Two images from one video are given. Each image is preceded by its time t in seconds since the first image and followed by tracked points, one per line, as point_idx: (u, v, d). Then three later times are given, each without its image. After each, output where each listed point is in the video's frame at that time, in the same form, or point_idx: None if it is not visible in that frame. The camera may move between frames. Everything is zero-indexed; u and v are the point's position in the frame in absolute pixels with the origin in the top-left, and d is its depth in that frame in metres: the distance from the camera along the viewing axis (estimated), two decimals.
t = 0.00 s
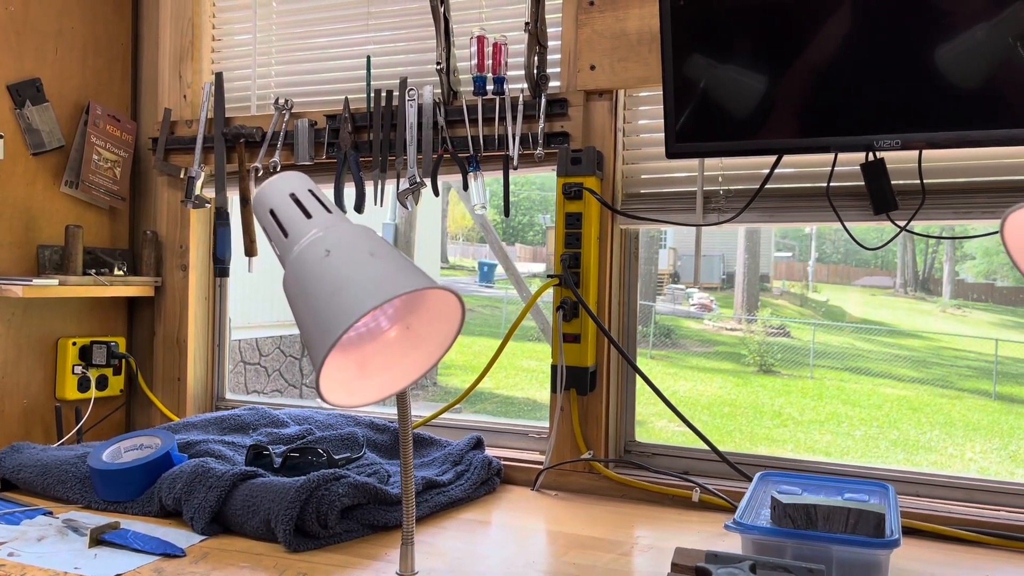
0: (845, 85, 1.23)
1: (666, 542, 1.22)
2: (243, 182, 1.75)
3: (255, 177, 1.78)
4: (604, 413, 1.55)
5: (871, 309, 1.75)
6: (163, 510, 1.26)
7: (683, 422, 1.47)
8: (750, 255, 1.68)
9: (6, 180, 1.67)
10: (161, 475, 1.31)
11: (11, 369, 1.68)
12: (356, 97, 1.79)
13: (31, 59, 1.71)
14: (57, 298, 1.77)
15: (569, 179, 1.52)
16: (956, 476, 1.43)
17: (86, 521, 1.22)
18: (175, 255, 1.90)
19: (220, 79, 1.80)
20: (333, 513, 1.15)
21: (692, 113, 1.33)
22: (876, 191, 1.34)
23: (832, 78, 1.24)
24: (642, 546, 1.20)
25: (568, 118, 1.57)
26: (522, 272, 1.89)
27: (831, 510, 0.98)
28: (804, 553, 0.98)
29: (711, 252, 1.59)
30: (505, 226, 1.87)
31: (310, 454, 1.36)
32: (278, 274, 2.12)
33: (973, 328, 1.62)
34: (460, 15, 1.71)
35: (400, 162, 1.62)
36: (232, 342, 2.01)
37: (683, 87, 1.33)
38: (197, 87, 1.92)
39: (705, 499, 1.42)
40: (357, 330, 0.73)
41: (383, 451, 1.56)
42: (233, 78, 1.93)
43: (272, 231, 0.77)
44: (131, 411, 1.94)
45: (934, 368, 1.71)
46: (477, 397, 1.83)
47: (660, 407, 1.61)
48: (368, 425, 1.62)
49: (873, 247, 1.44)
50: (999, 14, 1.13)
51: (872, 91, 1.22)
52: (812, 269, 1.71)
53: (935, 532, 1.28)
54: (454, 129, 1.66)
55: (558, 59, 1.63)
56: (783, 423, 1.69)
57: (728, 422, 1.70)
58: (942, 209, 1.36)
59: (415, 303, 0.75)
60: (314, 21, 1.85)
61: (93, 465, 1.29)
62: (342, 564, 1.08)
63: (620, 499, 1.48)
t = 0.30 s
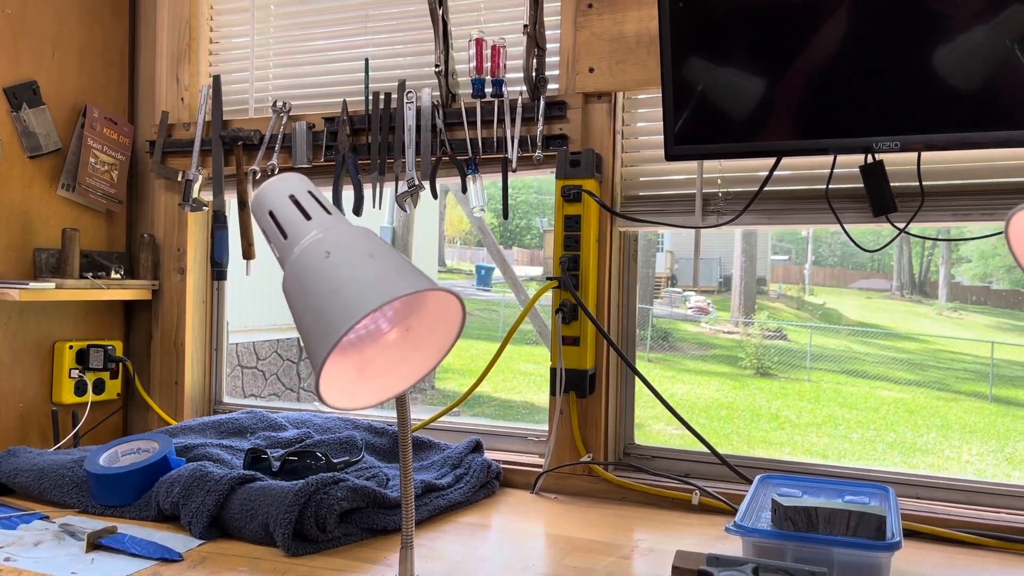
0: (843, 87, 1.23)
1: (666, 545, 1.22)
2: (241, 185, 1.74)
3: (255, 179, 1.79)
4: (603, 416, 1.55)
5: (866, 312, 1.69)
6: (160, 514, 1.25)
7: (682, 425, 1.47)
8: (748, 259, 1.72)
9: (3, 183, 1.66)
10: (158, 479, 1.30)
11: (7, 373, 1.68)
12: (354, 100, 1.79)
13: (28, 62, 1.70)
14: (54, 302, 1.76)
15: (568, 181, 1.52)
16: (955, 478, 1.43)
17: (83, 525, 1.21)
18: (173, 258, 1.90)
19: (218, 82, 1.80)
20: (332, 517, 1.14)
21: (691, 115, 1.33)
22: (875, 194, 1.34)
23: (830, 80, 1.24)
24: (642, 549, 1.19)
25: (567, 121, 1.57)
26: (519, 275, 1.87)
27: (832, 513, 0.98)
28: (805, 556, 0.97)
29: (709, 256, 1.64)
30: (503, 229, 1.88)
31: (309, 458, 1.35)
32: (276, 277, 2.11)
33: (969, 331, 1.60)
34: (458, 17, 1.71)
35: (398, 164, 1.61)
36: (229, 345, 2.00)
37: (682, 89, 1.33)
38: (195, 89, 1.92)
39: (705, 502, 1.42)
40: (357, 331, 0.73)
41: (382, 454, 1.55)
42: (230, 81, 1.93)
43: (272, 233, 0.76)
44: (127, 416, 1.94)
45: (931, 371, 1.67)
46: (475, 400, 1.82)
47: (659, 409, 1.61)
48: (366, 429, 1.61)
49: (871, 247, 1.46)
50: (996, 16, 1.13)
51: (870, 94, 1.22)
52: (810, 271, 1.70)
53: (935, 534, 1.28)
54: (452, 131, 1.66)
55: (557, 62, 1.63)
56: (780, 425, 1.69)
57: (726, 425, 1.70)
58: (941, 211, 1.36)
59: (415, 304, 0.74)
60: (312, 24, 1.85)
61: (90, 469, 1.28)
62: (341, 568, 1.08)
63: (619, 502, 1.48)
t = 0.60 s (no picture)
0: (842, 93, 1.23)
1: (666, 553, 1.21)
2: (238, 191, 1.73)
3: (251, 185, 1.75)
4: (602, 423, 1.54)
5: (865, 316, 1.69)
6: (157, 523, 1.25)
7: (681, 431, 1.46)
8: (745, 262, 1.70)
9: None
10: (155, 487, 1.29)
11: (3, 381, 1.66)
12: (352, 106, 1.79)
13: (24, 68, 1.70)
14: (50, 308, 1.75)
15: (566, 187, 1.52)
16: (956, 485, 1.42)
17: (79, 534, 1.20)
18: (170, 264, 1.89)
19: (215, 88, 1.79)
20: (329, 525, 1.13)
21: (690, 121, 1.33)
22: (874, 200, 1.34)
23: (829, 86, 1.24)
24: (642, 558, 1.19)
25: (565, 127, 1.57)
26: (517, 280, 1.84)
27: (832, 520, 0.97)
28: (805, 564, 0.97)
29: (708, 259, 1.64)
30: (500, 233, 1.84)
31: (306, 465, 1.35)
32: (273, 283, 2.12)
33: (969, 336, 1.60)
34: (456, 23, 1.71)
35: (396, 170, 1.61)
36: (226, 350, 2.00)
37: (681, 95, 1.33)
38: (192, 95, 1.91)
39: (704, 509, 1.41)
40: (355, 341, 0.72)
41: (380, 462, 1.55)
42: (227, 87, 1.93)
43: (269, 242, 0.76)
44: (124, 423, 1.93)
45: (930, 375, 1.66)
46: (473, 407, 1.79)
47: (658, 414, 1.60)
48: (364, 436, 1.60)
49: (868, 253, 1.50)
50: (995, 21, 1.13)
51: (869, 100, 1.22)
52: (807, 275, 1.69)
53: (936, 542, 1.27)
54: (451, 137, 1.66)
55: (555, 68, 1.62)
56: (779, 430, 1.69)
57: (724, 429, 1.70)
58: (940, 217, 1.35)
59: (414, 314, 0.74)
60: (310, 29, 1.85)
61: (86, 478, 1.27)
62: None
63: (618, 509, 1.47)
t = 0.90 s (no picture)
0: (837, 98, 1.24)
1: (663, 558, 1.21)
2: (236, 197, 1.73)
3: (250, 191, 1.77)
4: (599, 428, 1.55)
5: (864, 319, 1.68)
6: (155, 528, 1.25)
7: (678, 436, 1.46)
8: (744, 266, 1.73)
9: None
10: (153, 492, 1.29)
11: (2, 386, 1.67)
12: (349, 112, 1.80)
13: (24, 74, 1.71)
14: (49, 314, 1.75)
15: (563, 193, 1.52)
16: (952, 489, 1.42)
17: (78, 540, 1.21)
18: (169, 269, 1.90)
19: (213, 94, 1.80)
20: (327, 530, 1.14)
21: (686, 127, 1.34)
22: (868, 205, 1.34)
23: (824, 92, 1.25)
24: (639, 562, 1.19)
25: (562, 133, 1.57)
26: (517, 284, 1.87)
27: (827, 525, 0.98)
28: (801, 568, 0.97)
29: (703, 263, 1.69)
30: (499, 239, 1.90)
31: (304, 470, 1.35)
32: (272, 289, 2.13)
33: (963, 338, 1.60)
34: (453, 29, 1.72)
35: (394, 176, 1.61)
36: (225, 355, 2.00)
37: (678, 100, 1.33)
38: (190, 102, 1.93)
39: (701, 513, 1.41)
40: (351, 346, 0.73)
41: (378, 467, 1.55)
42: (225, 93, 1.94)
43: (266, 248, 0.76)
44: (123, 428, 1.93)
45: (929, 380, 1.64)
46: (471, 411, 1.80)
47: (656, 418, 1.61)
48: (362, 441, 1.61)
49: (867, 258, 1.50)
50: (989, 28, 1.14)
51: (864, 105, 1.23)
52: (806, 280, 1.70)
53: (932, 546, 1.28)
54: (448, 143, 1.66)
55: (552, 74, 1.63)
56: (779, 434, 1.69)
57: (724, 434, 1.71)
58: (935, 222, 1.36)
59: (409, 319, 0.74)
60: (309, 36, 1.86)
61: (85, 483, 1.28)
62: None
63: (616, 513, 1.48)
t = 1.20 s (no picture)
0: (834, 101, 1.24)
1: (660, 561, 1.21)
2: (234, 203, 1.72)
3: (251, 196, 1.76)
4: (597, 431, 1.55)
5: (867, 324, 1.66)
6: (152, 532, 1.25)
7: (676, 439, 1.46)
8: (744, 270, 1.73)
9: None
10: (150, 496, 1.29)
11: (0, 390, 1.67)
12: (348, 116, 1.80)
13: (23, 79, 1.71)
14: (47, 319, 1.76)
15: (560, 197, 1.53)
16: (950, 492, 1.42)
17: (74, 544, 1.21)
18: (167, 273, 1.90)
19: (213, 99, 1.81)
20: (323, 534, 1.13)
21: (683, 131, 1.34)
22: (865, 209, 1.34)
23: (822, 95, 1.25)
24: (636, 566, 1.19)
25: (560, 137, 1.58)
26: (518, 289, 1.84)
27: (823, 529, 0.99)
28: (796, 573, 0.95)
29: (703, 266, 1.71)
30: (500, 241, 1.86)
31: (301, 475, 1.35)
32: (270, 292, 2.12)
33: (967, 342, 1.59)
34: (451, 34, 1.72)
35: (392, 180, 1.62)
36: (224, 359, 2.00)
37: (675, 104, 1.34)
38: (189, 106, 1.93)
39: (699, 518, 1.41)
40: (344, 351, 0.73)
41: (375, 471, 1.55)
42: (224, 97, 1.94)
43: (259, 253, 0.77)
44: (121, 432, 1.93)
45: (931, 385, 1.63)
46: (471, 414, 1.81)
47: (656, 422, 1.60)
48: (360, 445, 1.61)
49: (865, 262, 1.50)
50: (986, 32, 1.14)
51: (861, 108, 1.23)
52: (807, 283, 1.70)
53: (930, 550, 1.27)
54: (445, 147, 1.66)
55: (550, 78, 1.64)
56: (779, 438, 1.70)
57: (725, 437, 1.72)
58: (932, 225, 1.36)
59: (402, 324, 0.74)
60: (307, 40, 1.86)
61: (82, 487, 1.28)
62: None
63: (613, 517, 1.48)
